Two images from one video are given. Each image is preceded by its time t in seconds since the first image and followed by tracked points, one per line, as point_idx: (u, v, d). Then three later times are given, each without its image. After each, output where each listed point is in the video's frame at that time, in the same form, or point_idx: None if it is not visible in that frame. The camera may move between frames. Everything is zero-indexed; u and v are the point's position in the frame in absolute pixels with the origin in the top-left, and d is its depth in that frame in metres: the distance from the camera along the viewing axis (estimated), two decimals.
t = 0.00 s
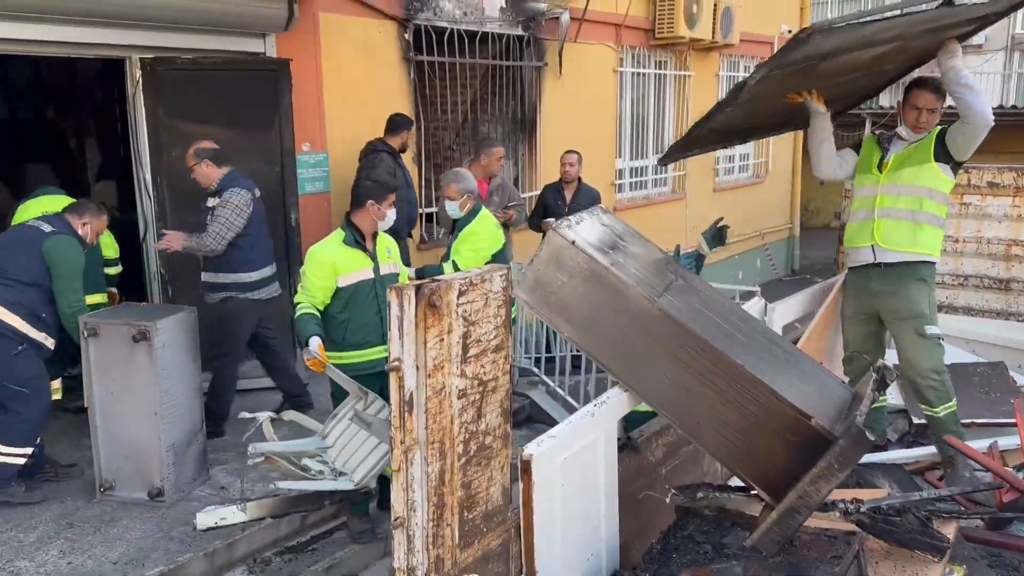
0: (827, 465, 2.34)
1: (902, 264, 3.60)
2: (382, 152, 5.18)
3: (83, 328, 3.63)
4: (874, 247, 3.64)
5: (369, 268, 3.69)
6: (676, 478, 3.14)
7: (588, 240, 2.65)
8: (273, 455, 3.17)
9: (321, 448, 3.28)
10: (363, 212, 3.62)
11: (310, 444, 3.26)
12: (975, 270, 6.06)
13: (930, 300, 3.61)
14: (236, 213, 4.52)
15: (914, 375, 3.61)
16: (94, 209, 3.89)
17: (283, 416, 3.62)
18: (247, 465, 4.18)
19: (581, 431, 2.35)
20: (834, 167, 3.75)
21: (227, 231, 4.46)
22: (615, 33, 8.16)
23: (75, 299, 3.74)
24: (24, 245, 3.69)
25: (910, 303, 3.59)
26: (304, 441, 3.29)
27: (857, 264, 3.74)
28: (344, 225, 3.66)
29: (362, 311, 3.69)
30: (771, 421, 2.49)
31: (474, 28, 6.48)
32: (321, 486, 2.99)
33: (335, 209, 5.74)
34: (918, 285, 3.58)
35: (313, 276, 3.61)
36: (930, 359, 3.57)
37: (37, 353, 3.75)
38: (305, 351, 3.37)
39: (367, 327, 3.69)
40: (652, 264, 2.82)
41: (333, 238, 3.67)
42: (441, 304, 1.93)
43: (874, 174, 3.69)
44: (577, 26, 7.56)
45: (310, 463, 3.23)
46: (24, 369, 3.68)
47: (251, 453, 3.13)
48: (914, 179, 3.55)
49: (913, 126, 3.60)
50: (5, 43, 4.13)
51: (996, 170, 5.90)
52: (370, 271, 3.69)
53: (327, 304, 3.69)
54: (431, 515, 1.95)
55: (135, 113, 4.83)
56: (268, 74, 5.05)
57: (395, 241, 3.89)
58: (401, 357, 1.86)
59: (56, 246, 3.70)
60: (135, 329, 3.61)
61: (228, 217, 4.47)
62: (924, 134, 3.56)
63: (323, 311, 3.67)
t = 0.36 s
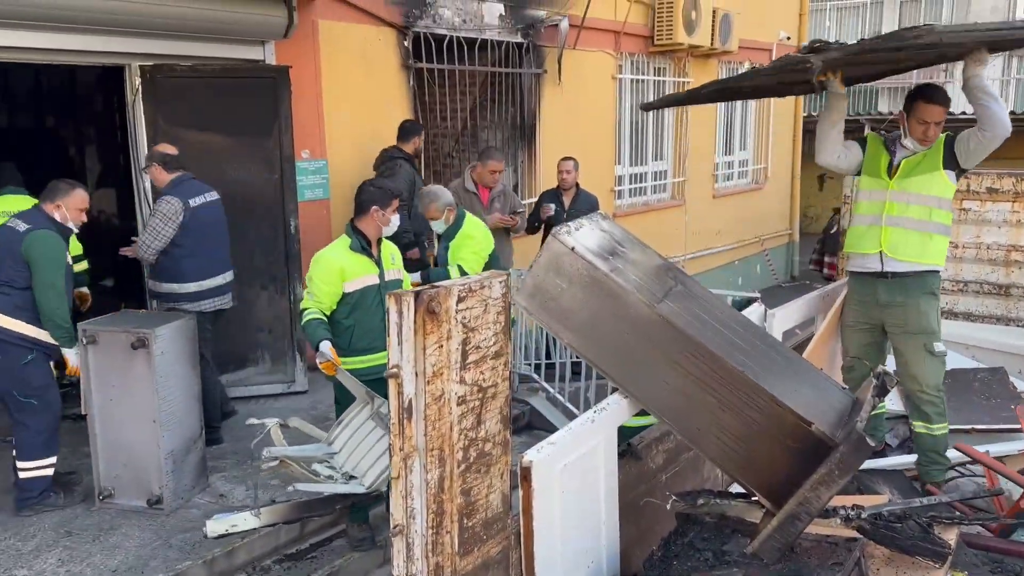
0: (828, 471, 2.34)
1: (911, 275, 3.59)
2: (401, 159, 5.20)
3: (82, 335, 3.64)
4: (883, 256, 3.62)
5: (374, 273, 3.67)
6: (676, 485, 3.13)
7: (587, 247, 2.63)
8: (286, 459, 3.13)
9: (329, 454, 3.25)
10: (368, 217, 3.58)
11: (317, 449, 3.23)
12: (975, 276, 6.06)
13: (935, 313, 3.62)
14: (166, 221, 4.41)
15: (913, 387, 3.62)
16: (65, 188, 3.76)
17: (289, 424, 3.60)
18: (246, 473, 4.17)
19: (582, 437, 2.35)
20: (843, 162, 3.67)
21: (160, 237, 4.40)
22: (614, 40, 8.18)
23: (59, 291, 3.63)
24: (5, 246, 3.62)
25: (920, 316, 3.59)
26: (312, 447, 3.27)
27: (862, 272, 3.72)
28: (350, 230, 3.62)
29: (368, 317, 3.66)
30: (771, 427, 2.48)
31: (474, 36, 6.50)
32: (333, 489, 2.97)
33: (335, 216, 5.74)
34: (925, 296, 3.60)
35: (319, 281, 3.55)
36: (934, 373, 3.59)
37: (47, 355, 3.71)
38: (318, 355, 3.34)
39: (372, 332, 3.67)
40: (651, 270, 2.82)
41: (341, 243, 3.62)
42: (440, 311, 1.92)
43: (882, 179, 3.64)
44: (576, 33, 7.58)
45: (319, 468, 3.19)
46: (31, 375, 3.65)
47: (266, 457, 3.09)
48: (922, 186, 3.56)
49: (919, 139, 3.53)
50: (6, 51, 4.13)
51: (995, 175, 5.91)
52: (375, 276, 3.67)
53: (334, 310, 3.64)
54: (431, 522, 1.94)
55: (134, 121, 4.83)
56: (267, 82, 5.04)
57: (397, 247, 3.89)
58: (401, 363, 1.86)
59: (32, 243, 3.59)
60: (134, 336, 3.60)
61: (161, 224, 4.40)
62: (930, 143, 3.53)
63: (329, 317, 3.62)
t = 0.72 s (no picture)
0: (826, 476, 2.37)
1: (950, 288, 3.64)
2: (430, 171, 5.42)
3: (81, 339, 3.64)
4: (925, 270, 3.64)
5: (394, 273, 3.65)
6: (674, 488, 3.13)
7: (585, 249, 2.58)
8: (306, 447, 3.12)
9: (343, 444, 3.23)
10: (391, 217, 3.60)
11: (333, 440, 3.22)
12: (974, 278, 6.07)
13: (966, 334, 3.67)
14: (121, 226, 4.23)
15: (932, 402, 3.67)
16: (33, 179, 3.70)
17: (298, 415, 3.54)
18: (245, 477, 4.16)
19: (581, 440, 2.34)
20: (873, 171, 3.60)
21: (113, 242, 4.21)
22: (613, 44, 8.18)
23: (28, 289, 3.54)
24: None
25: (951, 332, 3.64)
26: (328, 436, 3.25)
27: (899, 285, 3.75)
28: (372, 231, 3.61)
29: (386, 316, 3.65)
30: (771, 431, 2.49)
31: (473, 39, 6.50)
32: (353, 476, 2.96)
33: (333, 219, 5.74)
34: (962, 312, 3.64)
35: (341, 278, 3.52)
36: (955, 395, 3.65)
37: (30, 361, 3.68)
38: (333, 345, 3.26)
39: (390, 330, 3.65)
40: (649, 272, 2.81)
41: (361, 243, 3.60)
42: (438, 314, 1.92)
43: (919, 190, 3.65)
44: (575, 37, 7.59)
45: (336, 459, 3.17)
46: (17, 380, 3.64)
47: (286, 446, 3.09)
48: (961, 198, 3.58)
49: (952, 145, 3.50)
50: (5, 56, 4.13)
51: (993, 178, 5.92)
52: (395, 277, 3.66)
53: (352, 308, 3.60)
54: (428, 526, 1.94)
55: (133, 133, 4.82)
56: (263, 86, 5.04)
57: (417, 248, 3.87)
58: (399, 367, 1.85)
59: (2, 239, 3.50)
60: (132, 340, 3.59)
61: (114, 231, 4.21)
62: (966, 150, 3.54)
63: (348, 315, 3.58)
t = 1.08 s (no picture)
0: (826, 477, 2.39)
1: (983, 296, 3.61)
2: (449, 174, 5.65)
3: (81, 340, 3.64)
4: (961, 281, 3.58)
5: (398, 272, 3.65)
6: (674, 489, 3.12)
7: (585, 250, 2.57)
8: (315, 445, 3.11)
9: (356, 437, 3.22)
10: (395, 217, 3.61)
11: (344, 434, 3.21)
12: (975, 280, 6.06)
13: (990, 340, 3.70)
14: (88, 220, 4.28)
15: (955, 405, 3.68)
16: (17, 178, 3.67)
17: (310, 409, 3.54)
18: (246, 479, 4.15)
19: (581, 441, 2.34)
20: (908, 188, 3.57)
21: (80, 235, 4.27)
22: (613, 45, 8.18)
23: (33, 290, 3.54)
24: None
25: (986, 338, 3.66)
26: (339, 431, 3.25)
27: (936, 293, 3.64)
28: (376, 231, 3.62)
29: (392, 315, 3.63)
30: (771, 431, 2.50)
31: (473, 41, 6.51)
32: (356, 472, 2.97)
33: (334, 220, 5.74)
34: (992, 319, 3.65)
35: (343, 277, 3.52)
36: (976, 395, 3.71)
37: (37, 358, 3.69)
38: (333, 344, 3.26)
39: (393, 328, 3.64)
40: (649, 273, 2.80)
41: (366, 241, 3.60)
42: (438, 315, 1.92)
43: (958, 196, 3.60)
44: (575, 38, 7.59)
45: (347, 454, 3.18)
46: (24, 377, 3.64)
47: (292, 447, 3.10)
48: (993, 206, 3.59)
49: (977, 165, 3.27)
50: (5, 56, 4.13)
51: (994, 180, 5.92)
52: (399, 276, 3.65)
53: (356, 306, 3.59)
54: (429, 528, 1.93)
55: (133, 132, 4.84)
56: (265, 86, 5.04)
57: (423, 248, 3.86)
58: (399, 367, 1.85)
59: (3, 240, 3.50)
60: (132, 341, 3.59)
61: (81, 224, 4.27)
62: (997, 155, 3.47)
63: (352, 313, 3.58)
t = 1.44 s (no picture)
0: (829, 477, 2.36)
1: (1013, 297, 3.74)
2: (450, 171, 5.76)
3: (83, 339, 3.64)
4: (1000, 296, 3.10)
5: (388, 274, 3.64)
6: (676, 489, 3.13)
7: (588, 250, 2.58)
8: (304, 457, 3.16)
9: (344, 453, 3.28)
10: (376, 217, 3.61)
11: (331, 449, 3.27)
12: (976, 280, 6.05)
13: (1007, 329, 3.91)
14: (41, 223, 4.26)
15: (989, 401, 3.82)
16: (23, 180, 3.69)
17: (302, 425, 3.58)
18: (247, 478, 4.16)
19: (583, 441, 2.34)
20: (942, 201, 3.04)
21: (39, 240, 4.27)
22: (614, 45, 8.18)
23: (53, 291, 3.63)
24: None
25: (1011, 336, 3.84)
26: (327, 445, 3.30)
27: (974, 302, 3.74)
28: (363, 233, 3.61)
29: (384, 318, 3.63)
30: (774, 431, 2.49)
31: (475, 41, 6.51)
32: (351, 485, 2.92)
33: (335, 220, 5.74)
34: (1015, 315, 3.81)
35: (333, 283, 3.52)
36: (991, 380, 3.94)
37: (52, 356, 3.74)
38: (328, 355, 3.27)
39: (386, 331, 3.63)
40: (652, 273, 2.81)
41: (354, 245, 3.60)
42: (442, 314, 1.92)
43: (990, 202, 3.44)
44: (577, 38, 7.59)
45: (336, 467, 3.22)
46: (36, 374, 3.68)
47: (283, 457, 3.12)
48: None
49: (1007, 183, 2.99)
50: (7, 56, 4.14)
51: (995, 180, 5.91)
52: (390, 279, 3.64)
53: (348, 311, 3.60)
54: (431, 527, 1.93)
55: (135, 130, 4.85)
56: (268, 86, 5.04)
57: (416, 248, 3.84)
58: (402, 366, 1.85)
59: (21, 242, 3.59)
60: (134, 340, 3.59)
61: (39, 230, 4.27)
62: None
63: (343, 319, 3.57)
